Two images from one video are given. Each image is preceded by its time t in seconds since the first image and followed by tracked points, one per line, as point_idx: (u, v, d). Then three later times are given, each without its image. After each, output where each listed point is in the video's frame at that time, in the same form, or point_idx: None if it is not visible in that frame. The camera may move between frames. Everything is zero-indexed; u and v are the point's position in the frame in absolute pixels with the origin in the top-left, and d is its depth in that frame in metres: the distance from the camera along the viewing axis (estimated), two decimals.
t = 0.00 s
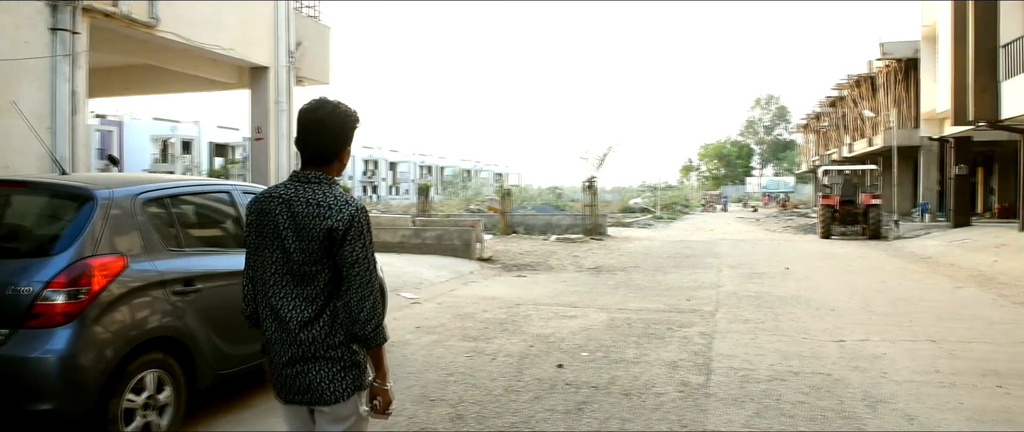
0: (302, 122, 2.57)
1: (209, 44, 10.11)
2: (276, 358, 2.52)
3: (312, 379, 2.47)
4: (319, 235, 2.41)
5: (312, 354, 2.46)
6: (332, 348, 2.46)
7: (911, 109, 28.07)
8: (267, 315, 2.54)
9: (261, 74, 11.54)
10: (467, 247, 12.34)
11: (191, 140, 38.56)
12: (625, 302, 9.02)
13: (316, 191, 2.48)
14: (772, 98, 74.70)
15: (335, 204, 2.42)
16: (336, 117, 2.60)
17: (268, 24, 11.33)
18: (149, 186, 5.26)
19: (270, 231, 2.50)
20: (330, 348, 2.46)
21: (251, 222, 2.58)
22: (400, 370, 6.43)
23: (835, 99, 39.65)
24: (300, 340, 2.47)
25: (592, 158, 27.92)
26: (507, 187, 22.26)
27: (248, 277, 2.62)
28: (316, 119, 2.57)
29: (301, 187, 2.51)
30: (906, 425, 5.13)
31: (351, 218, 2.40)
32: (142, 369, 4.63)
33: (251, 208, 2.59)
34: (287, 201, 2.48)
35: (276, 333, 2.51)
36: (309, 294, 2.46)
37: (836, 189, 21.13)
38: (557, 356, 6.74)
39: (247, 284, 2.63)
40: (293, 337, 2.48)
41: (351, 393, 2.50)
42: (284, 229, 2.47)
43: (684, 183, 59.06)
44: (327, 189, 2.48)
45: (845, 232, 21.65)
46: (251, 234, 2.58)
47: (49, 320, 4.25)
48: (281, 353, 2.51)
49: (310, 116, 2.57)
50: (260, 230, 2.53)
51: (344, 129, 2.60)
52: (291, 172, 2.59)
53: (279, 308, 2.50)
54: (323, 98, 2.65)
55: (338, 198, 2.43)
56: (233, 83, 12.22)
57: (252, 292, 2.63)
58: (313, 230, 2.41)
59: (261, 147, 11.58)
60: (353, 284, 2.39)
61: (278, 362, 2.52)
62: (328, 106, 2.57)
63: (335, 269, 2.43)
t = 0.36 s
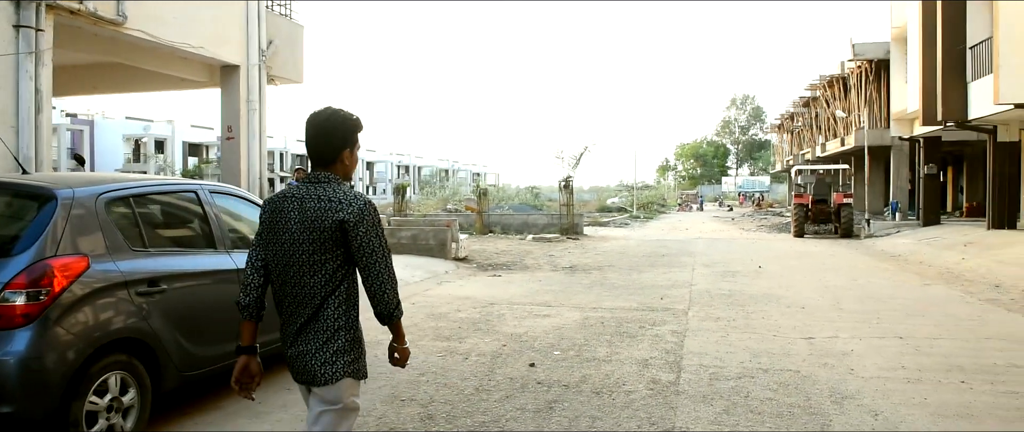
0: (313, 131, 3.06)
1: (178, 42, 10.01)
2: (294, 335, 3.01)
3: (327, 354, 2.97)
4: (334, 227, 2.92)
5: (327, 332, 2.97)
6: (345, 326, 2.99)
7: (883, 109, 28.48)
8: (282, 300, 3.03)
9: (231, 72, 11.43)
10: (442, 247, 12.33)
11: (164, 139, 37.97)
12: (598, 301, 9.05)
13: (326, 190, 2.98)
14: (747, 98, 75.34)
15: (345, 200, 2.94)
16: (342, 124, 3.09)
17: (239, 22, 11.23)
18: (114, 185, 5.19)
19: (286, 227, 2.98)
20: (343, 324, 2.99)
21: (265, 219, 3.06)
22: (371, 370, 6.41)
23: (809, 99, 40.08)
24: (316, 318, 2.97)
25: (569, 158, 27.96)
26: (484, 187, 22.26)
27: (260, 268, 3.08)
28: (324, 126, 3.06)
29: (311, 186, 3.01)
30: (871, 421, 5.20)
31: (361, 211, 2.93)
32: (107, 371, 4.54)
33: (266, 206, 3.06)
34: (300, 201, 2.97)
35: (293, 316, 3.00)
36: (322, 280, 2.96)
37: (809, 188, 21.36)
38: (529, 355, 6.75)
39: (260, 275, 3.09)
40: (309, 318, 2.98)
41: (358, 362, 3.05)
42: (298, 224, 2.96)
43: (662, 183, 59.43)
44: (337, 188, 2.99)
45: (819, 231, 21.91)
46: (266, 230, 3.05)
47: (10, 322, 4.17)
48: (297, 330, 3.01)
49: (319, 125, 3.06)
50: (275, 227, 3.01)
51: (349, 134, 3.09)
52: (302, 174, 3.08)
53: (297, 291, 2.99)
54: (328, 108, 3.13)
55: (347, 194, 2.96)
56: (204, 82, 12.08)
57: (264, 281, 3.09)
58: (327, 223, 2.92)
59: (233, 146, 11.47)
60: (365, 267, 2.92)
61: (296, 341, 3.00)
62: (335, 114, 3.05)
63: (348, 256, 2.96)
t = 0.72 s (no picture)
0: (326, 135, 3.28)
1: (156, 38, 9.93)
2: (311, 325, 3.22)
3: (341, 344, 3.17)
4: (345, 226, 3.12)
5: (342, 323, 3.18)
6: (358, 317, 3.19)
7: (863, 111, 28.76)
8: (299, 294, 3.24)
9: (210, 68, 11.34)
10: (424, 246, 12.32)
11: (145, 138, 37.58)
12: (579, 300, 9.08)
13: (338, 190, 3.18)
14: (731, 99, 75.82)
15: (353, 200, 3.13)
16: (356, 130, 3.31)
17: (218, 19, 11.16)
18: (88, 183, 5.13)
19: (302, 225, 3.19)
20: (356, 316, 3.19)
21: (283, 218, 3.27)
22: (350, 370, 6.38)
23: (790, 101, 40.40)
24: (330, 309, 3.19)
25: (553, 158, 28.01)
26: (468, 187, 22.25)
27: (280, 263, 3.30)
28: (337, 132, 3.27)
29: (324, 187, 3.21)
30: (846, 419, 5.24)
31: (367, 209, 3.12)
32: (79, 369, 4.49)
33: (283, 206, 3.26)
34: (314, 201, 3.17)
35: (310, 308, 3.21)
36: (335, 275, 3.16)
37: (791, 189, 21.52)
38: (509, 354, 6.74)
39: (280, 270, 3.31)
40: (325, 310, 3.19)
41: (370, 355, 3.22)
42: (313, 222, 3.16)
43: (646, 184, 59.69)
44: (346, 188, 3.18)
45: (800, 232, 22.08)
46: (284, 227, 3.26)
47: None
48: (314, 321, 3.22)
49: (332, 129, 3.27)
50: (292, 225, 3.22)
51: (361, 141, 3.30)
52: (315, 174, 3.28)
53: (312, 284, 3.19)
54: (339, 113, 3.34)
55: (355, 193, 3.15)
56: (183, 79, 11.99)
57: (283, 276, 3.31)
58: (338, 222, 3.12)
59: (213, 144, 11.38)
60: (374, 263, 3.10)
61: (312, 332, 3.21)
62: (349, 121, 3.27)
63: (357, 251, 3.14)
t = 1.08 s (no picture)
0: (338, 135, 3.73)
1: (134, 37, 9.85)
2: (321, 305, 3.68)
3: (341, 321, 3.61)
4: (347, 216, 3.55)
5: (343, 303, 3.62)
6: (356, 299, 3.61)
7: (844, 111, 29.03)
8: (311, 276, 3.71)
9: (190, 67, 11.26)
10: (407, 246, 12.34)
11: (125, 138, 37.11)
12: (561, 299, 9.09)
13: (344, 183, 3.63)
14: (714, 99, 76.06)
15: (357, 193, 3.56)
16: (365, 130, 3.75)
17: (197, 17, 11.09)
18: (63, 181, 5.07)
19: (312, 214, 3.65)
20: (354, 297, 3.61)
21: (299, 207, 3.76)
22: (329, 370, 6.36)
23: (772, 101, 40.66)
24: (337, 291, 3.63)
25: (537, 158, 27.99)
26: (452, 187, 22.22)
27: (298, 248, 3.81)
28: (347, 131, 3.72)
29: (334, 180, 3.67)
30: (823, 414, 5.28)
31: (368, 202, 3.53)
32: (52, 369, 4.43)
33: (300, 198, 3.74)
34: (322, 192, 3.63)
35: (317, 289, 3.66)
36: (338, 260, 3.60)
37: (773, 188, 21.66)
38: (489, 353, 6.75)
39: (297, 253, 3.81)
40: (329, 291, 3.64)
41: (366, 335, 3.63)
42: (320, 212, 3.62)
43: (631, 184, 59.89)
44: (352, 182, 3.62)
45: (782, 231, 22.23)
46: (300, 216, 3.75)
47: None
48: (324, 301, 3.67)
49: (342, 130, 3.73)
50: (305, 214, 3.69)
51: (369, 141, 3.73)
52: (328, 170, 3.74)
53: (323, 269, 3.65)
54: (351, 115, 3.79)
55: (359, 187, 3.57)
56: (162, 78, 11.90)
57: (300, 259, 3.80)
58: (341, 212, 3.56)
59: (191, 143, 11.28)
60: (368, 250, 3.50)
61: (319, 310, 3.67)
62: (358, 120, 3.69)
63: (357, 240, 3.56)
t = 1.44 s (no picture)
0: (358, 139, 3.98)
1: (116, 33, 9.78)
2: (340, 297, 3.92)
3: (360, 313, 3.87)
4: (369, 216, 3.80)
5: (362, 296, 3.88)
6: (375, 292, 3.87)
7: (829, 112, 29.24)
8: (331, 270, 3.95)
9: (173, 64, 11.20)
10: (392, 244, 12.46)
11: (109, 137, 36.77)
12: (545, 298, 9.10)
13: (367, 185, 3.89)
14: (701, 99, 76.34)
15: (378, 195, 3.82)
16: (383, 135, 4.02)
17: (180, 14, 11.03)
18: (41, 178, 5.02)
19: (335, 213, 3.89)
20: (373, 291, 3.87)
21: (320, 206, 3.99)
22: (312, 368, 6.33)
23: (758, 102, 40.88)
24: (356, 286, 3.88)
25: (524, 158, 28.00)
26: (438, 187, 22.19)
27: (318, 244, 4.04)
28: (367, 136, 3.97)
29: (356, 182, 3.92)
30: (804, 411, 5.31)
31: (389, 203, 3.80)
32: (29, 368, 4.38)
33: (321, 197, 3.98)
34: (345, 193, 3.87)
35: (337, 282, 3.91)
36: (360, 256, 3.86)
37: (758, 188, 21.78)
38: (472, 352, 6.74)
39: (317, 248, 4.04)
40: (349, 285, 3.89)
41: (382, 326, 3.89)
42: (343, 211, 3.86)
43: (617, 184, 60.06)
44: (373, 184, 3.88)
45: (768, 231, 22.36)
46: (321, 214, 3.99)
47: None
48: (344, 294, 3.91)
49: (363, 135, 3.98)
50: (327, 213, 3.93)
51: (387, 146, 4.01)
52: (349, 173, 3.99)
53: (343, 264, 3.90)
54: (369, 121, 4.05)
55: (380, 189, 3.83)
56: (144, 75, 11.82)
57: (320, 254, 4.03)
58: (363, 213, 3.81)
59: (174, 141, 11.21)
60: (388, 248, 3.76)
61: (338, 302, 3.91)
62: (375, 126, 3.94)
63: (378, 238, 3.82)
